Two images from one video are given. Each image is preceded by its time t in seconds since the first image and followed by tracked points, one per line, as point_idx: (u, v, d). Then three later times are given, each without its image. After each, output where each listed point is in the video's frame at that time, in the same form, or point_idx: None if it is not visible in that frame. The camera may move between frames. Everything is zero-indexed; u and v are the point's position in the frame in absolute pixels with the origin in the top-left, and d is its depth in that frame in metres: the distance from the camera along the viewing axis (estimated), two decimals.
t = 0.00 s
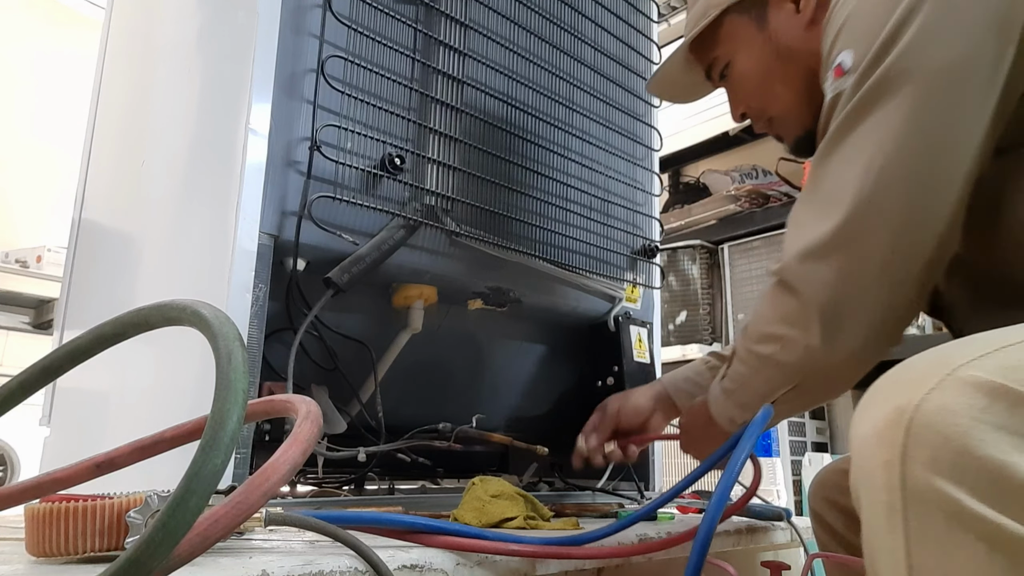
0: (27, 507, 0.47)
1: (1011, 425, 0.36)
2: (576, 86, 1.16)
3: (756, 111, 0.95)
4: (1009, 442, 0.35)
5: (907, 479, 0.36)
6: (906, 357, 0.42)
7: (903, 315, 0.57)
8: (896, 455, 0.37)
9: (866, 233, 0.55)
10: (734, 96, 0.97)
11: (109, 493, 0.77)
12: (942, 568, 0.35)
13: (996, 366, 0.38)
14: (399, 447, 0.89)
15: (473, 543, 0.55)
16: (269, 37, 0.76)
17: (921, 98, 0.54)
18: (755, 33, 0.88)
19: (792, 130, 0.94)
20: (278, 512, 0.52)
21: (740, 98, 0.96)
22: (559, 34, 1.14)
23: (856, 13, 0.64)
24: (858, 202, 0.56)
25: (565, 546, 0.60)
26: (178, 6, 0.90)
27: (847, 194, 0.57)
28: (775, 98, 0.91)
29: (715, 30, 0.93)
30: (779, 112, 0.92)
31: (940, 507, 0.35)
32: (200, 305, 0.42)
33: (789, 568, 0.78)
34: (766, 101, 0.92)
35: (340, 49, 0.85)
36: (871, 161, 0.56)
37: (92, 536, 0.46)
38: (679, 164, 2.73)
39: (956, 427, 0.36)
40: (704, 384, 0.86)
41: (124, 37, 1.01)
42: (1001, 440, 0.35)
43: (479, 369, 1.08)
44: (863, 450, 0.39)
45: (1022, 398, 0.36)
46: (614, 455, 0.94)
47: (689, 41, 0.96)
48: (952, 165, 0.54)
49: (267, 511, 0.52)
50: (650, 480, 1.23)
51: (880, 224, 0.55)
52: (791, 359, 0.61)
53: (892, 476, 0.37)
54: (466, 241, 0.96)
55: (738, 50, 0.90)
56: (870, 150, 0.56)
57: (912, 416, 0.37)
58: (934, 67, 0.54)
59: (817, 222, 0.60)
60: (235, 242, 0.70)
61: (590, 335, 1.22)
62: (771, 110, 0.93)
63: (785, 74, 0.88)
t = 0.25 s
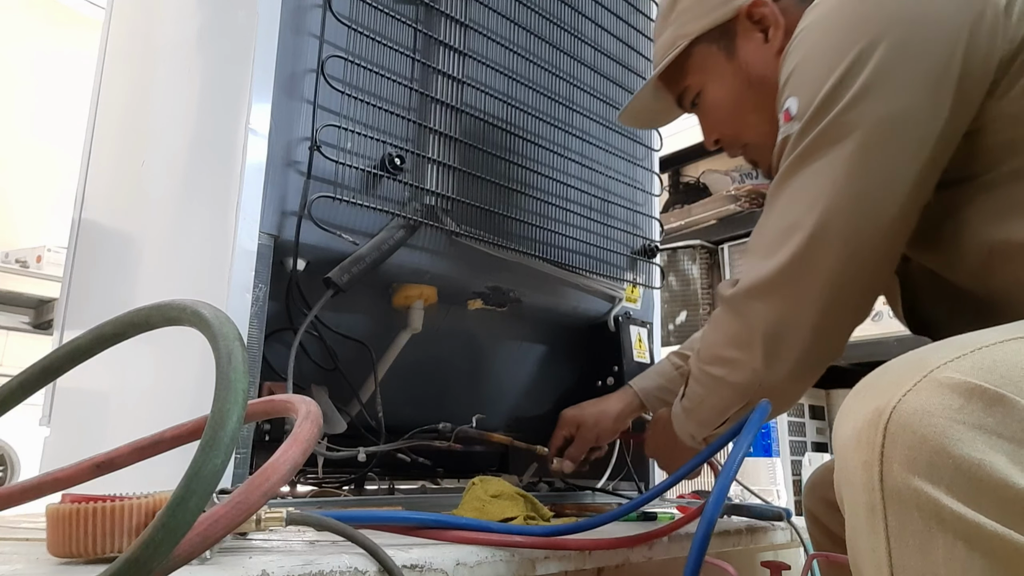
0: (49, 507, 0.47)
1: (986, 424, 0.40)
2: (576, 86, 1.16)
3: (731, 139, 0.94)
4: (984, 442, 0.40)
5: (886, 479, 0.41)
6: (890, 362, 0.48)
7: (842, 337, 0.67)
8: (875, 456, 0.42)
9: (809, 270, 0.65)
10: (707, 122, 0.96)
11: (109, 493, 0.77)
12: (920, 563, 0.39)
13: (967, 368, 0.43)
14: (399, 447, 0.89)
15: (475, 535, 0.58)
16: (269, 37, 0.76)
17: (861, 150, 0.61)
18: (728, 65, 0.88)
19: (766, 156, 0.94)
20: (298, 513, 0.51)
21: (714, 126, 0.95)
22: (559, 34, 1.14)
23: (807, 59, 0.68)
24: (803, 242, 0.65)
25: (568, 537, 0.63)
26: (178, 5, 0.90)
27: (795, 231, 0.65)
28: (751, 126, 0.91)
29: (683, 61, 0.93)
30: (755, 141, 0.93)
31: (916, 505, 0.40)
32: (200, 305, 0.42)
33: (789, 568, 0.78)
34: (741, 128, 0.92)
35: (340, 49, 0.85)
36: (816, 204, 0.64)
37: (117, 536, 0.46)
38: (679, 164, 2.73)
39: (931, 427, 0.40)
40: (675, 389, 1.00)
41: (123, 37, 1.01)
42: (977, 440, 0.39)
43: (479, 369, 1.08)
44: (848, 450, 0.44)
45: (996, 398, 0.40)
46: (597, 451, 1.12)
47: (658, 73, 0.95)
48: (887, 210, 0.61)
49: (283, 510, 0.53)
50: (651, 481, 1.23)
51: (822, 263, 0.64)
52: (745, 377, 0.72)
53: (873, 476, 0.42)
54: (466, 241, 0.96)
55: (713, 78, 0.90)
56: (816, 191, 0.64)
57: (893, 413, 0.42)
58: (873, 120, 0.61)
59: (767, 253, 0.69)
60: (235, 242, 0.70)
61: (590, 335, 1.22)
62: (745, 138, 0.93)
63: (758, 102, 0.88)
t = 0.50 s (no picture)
0: (75, 506, 0.48)
1: (981, 423, 0.40)
2: (576, 86, 1.16)
3: (714, 154, 0.95)
4: (981, 442, 0.40)
5: (878, 479, 0.41)
6: (881, 362, 0.48)
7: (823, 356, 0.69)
8: (867, 455, 0.42)
9: (794, 295, 0.66)
10: (689, 138, 0.96)
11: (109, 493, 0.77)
12: (914, 563, 0.39)
13: (961, 368, 0.43)
14: (399, 447, 0.89)
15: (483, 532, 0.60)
16: (269, 37, 0.76)
17: (840, 177, 0.63)
18: (710, 82, 0.88)
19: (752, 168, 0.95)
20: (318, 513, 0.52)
21: (696, 140, 0.95)
22: (559, 34, 1.14)
23: (782, 85, 0.68)
24: (788, 267, 0.66)
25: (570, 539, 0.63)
26: (178, 6, 0.90)
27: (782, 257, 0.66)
28: (735, 142, 0.92)
29: (666, 78, 0.93)
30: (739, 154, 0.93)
31: (908, 505, 0.40)
32: (199, 305, 0.42)
33: (789, 568, 0.77)
34: (725, 144, 0.92)
35: (340, 49, 0.85)
36: (799, 230, 0.65)
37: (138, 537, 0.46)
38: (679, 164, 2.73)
39: (923, 426, 0.40)
40: (672, 385, 1.04)
41: (124, 37, 1.01)
42: (973, 439, 0.40)
43: (479, 369, 1.08)
44: (841, 450, 0.44)
45: (993, 397, 0.40)
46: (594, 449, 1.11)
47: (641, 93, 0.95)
48: (869, 236, 0.63)
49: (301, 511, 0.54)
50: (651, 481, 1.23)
51: (807, 288, 0.65)
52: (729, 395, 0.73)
53: (864, 475, 0.42)
54: (466, 241, 0.96)
55: (695, 96, 0.90)
56: (800, 219, 0.65)
57: (883, 413, 0.42)
58: (850, 148, 0.62)
59: (752, 277, 0.71)
60: (235, 242, 0.70)
61: (590, 335, 1.22)
62: (730, 153, 0.93)
63: (741, 119, 0.88)
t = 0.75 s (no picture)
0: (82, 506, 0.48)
1: (981, 422, 0.40)
2: (576, 86, 1.16)
3: (709, 160, 0.94)
4: (979, 441, 0.40)
5: (879, 479, 0.41)
6: (879, 362, 0.48)
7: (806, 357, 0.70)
8: (868, 455, 0.42)
9: (781, 304, 0.67)
10: (683, 145, 0.95)
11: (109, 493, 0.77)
12: (914, 563, 0.39)
13: (961, 368, 0.43)
14: (399, 447, 0.89)
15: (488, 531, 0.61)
16: (270, 37, 0.76)
17: (830, 190, 0.63)
18: (703, 89, 0.87)
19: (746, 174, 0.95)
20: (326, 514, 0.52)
21: (690, 147, 0.94)
22: (559, 34, 1.14)
23: (773, 96, 0.68)
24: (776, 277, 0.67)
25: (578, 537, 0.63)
26: (178, 6, 0.90)
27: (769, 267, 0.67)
28: (729, 149, 0.91)
29: (659, 87, 0.91)
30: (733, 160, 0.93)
31: (909, 505, 0.40)
32: (200, 305, 0.42)
33: (789, 568, 0.78)
34: (719, 151, 0.92)
35: (340, 49, 0.85)
36: (786, 241, 0.66)
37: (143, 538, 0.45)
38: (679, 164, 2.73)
39: (924, 426, 0.40)
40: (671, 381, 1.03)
41: (124, 37, 1.01)
42: (971, 439, 0.40)
43: (479, 369, 1.08)
44: (841, 450, 0.44)
45: (991, 396, 0.40)
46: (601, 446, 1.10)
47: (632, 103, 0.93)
48: (854, 250, 0.64)
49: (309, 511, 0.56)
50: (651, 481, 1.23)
51: (796, 295, 0.66)
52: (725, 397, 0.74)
53: (865, 476, 0.42)
54: (466, 241, 0.96)
55: (689, 104, 0.89)
56: (788, 230, 0.66)
57: (886, 413, 0.42)
58: (841, 162, 0.62)
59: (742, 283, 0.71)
60: (235, 242, 0.70)
61: (590, 335, 1.22)
62: (725, 159, 0.93)
63: (734, 125, 0.88)
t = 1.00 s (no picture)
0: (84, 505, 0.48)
1: (981, 422, 0.40)
2: (576, 86, 1.16)
3: (707, 162, 0.93)
4: (979, 441, 0.40)
5: (879, 479, 0.41)
6: (878, 362, 0.48)
7: (795, 373, 0.66)
8: (867, 455, 0.42)
9: (772, 315, 0.63)
10: (681, 147, 0.94)
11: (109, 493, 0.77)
12: (913, 563, 0.39)
13: (960, 368, 0.43)
14: (399, 447, 0.89)
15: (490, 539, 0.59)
16: (270, 36, 0.76)
17: (823, 197, 0.59)
18: (700, 92, 0.85)
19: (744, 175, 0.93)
20: (326, 514, 0.53)
21: (687, 149, 0.93)
22: (559, 34, 1.14)
23: (766, 101, 0.64)
24: (767, 286, 0.62)
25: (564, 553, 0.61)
26: (178, 6, 0.90)
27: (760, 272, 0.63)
28: (727, 152, 0.90)
29: (655, 90, 0.89)
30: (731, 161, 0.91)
31: (908, 505, 0.40)
32: (200, 305, 0.42)
33: (789, 568, 0.78)
34: (717, 153, 0.91)
35: (340, 49, 0.85)
36: (777, 249, 0.61)
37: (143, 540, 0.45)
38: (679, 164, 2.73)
39: (924, 426, 0.40)
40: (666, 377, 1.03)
41: (124, 37, 1.01)
42: (971, 439, 0.40)
43: (478, 369, 1.08)
44: (840, 450, 0.44)
45: (991, 396, 0.40)
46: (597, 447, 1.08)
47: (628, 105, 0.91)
48: (847, 259, 0.60)
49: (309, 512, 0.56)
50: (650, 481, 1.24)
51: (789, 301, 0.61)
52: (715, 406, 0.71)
53: (864, 476, 0.42)
54: (466, 241, 0.96)
55: (685, 106, 0.88)
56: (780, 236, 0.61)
57: (884, 413, 0.42)
58: (835, 170, 0.58)
59: (733, 292, 0.66)
60: (235, 242, 0.70)
61: (590, 335, 1.22)
62: (722, 161, 0.91)
63: (731, 129, 0.86)
